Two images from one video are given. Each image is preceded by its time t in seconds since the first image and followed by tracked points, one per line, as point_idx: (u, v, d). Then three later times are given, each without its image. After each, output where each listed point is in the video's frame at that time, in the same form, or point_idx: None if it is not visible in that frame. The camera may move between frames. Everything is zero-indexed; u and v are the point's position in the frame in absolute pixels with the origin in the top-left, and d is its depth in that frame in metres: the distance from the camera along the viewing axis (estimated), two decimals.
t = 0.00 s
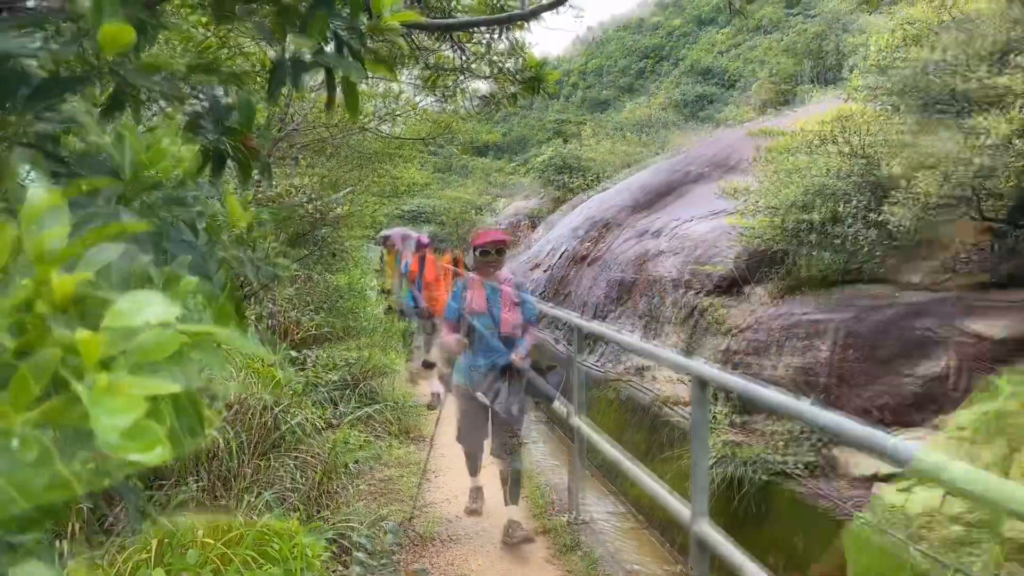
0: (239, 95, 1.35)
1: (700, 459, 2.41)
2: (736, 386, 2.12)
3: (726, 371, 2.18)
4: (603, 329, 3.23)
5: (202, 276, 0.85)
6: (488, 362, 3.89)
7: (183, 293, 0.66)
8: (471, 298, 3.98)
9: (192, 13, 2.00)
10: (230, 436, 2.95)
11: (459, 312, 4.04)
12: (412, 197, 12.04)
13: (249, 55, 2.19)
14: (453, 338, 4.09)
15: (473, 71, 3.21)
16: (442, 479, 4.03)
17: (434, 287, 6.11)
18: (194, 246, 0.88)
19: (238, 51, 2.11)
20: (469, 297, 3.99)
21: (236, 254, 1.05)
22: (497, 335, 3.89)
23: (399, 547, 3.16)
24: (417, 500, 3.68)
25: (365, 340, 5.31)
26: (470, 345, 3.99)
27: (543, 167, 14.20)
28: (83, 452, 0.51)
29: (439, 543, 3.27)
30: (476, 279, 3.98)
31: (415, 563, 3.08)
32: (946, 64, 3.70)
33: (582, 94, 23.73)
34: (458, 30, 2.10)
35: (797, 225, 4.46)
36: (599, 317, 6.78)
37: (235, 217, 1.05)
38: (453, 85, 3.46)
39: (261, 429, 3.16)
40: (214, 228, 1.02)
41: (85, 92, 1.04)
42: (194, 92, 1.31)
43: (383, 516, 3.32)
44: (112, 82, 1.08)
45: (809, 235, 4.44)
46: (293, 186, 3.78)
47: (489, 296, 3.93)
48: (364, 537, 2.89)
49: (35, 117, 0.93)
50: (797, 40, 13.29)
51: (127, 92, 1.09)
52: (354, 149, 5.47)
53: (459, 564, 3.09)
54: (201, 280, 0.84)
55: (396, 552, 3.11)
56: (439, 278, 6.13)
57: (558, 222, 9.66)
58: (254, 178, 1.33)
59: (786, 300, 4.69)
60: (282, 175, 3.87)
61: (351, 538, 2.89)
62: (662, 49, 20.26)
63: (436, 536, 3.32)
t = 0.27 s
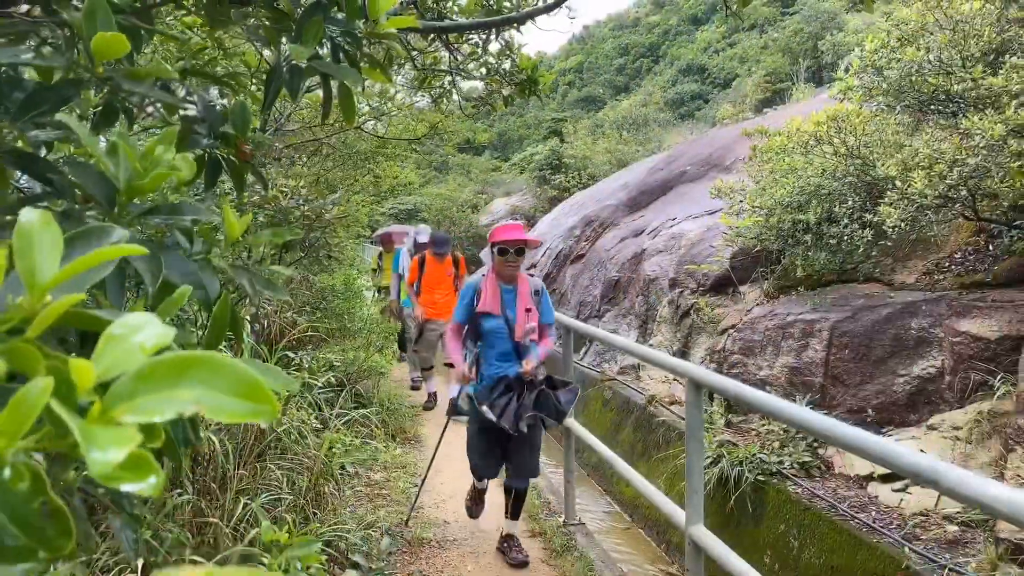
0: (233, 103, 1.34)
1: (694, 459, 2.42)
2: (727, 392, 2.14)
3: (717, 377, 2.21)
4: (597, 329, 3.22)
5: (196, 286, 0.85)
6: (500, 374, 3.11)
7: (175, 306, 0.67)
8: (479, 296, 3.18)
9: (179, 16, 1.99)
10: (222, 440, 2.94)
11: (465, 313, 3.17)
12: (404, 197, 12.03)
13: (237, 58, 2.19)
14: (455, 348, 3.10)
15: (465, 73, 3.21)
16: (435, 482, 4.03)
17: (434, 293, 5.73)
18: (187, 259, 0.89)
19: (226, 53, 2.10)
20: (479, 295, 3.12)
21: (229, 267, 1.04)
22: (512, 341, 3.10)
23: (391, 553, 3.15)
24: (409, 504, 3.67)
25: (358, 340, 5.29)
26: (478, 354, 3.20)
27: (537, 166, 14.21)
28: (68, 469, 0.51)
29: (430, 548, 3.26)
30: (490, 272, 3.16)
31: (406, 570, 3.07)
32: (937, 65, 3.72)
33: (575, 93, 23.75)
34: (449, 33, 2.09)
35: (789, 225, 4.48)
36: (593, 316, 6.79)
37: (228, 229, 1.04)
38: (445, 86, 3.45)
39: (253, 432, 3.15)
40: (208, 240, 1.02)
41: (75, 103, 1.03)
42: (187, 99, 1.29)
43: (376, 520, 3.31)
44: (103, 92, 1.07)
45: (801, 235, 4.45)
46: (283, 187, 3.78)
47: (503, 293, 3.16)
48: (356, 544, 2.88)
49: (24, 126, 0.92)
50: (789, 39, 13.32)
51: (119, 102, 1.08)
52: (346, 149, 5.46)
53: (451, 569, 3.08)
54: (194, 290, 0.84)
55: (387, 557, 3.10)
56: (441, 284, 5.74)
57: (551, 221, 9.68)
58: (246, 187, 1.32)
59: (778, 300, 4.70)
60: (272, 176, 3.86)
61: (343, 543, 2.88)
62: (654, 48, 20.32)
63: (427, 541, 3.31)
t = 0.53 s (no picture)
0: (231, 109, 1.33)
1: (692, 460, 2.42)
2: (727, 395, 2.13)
3: (715, 380, 2.20)
4: (594, 330, 3.22)
5: (194, 294, 0.84)
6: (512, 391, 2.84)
7: (175, 313, 0.70)
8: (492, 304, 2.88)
9: (176, 19, 1.99)
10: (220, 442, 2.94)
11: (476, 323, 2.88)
12: (402, 197, 12.00)
13: (234, 60, 2.19)
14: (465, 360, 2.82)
15: (463, 75, 3.21)
16: (433, 484, 4.03)
17: (442, 294, 5.35)
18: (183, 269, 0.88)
19: (223, 56, 2.10)
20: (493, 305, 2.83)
21: (225, 274, 1.03)
22: (528, 356, 2.83)
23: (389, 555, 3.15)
24: (407, 505, 3.66)
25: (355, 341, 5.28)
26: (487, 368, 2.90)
27: (535, 166, 14.20)
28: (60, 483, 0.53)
29: (428, 549, 3.26)
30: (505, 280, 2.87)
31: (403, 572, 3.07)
32: (934, 67, 3.73)
33: (573, 93, 23.73)
34: (447, 37, 2.10)
35: (787, 227, 4.48)
36: (591, 317, 6.80)
37: (224, 238, 1.04)
38: (443, 88, 3.45)
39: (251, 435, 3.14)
40: (206, 247, 1.02)
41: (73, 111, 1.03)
42: (185, 105, 1.28)
43: (373, 522, 3.30)
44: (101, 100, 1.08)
45: (799, 237, 4.46)
46: (281, 188, 3.77)
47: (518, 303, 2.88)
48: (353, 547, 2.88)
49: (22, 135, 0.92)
50: (787, 39, 13.34)
51: (117, 109, 1.08)
52: (343, 150, 5.45)
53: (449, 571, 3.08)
54: (192, 299, 0.83)
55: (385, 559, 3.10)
56: (449, 285, 5.37)
57: (548, 222, 9.68)
58: (244, 193, 1.32)
59: (775, 301, 4.71)
60: (270, 178, 3.85)
61: (341, 545, 2.87)
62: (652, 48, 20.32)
63: (425, 542, 3.31)
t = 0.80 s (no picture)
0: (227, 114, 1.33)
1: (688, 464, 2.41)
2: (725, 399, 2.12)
3: (714, 384, 2.19)
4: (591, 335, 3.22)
5: (192, 302, 0.83)
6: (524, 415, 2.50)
7: (174, 319, 0.70)
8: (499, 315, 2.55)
9: (171, 24, 1.98)
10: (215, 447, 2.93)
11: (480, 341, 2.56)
12: (396, 201, 11.99)
13: (229, 65, 2.18)
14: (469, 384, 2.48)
15: (459, 79, 3.21)
16: (429, 488, 4.02)
17: (443, 296, 5.04)
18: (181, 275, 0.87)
19: (219, 60, 2.09)
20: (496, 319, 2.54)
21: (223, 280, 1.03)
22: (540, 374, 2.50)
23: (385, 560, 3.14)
24: (403, 510, 3.65)
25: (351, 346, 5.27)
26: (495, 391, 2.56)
27: (530, 170, 14.21)
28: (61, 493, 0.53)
29: (424, 554, 3.25)
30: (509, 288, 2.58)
31: None
32: (927, 71, 3.76)
33: (568, 96, 23.78)
34: (443, 42, 2.10)
35: (782, 230, 4.49)
36: (586, 320, 6.80)
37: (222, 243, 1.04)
38: (438, 92, 3.44)
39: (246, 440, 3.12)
40: (204, 254, 1.02)
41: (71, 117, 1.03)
42: (182, 110, 1.28)
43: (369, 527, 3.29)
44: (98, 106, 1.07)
45: (793, 240, 4.47)
46: (276, 192, 3.77)
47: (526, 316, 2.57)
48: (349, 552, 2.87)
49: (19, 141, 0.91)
50: (780, 43, 13.40)
51: (115, 115, 1.08)
52: (338, 154, 5.44)
53: None
54: (191, 306, 0.83)
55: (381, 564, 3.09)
56: (451, 287, 5.06)
57: (544, 225, 9.69)
58: (241, 198, 1.32)
59: (770, 305, 4.72)
60: (265, 182, 3.84)
61: (337, 550, 2.86)
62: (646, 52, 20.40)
63: (421, 547, 3.30)
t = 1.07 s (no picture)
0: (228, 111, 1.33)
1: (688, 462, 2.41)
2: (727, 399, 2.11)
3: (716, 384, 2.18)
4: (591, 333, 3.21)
5: (192, 298, 0.83)
6: (547, 432, 2.35)
7: (174, 316, 0.70)
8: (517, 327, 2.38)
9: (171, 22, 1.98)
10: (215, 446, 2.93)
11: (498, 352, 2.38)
12: (396, 200, 11.98)
13: (229, 63, 2.18)
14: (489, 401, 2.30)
15: (459, 78, 3.21)
16: (429, 487, 4.02)
17: (445, 305, 4.67)
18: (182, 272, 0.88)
19: (218, 59, 2.09)
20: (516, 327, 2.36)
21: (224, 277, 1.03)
22: (563, 388, 2.34)
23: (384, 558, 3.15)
24: (402, 509, 3.65)
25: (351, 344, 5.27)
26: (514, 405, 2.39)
27: (530, 169, 14.21)
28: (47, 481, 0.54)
29: (423, 552, 3.26)
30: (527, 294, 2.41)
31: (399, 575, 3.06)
32: (928, 70, 3.76)
33: (568, 96, 23.78)
34: (443, 40, 2.10)
35: (782, 229, 4.49)
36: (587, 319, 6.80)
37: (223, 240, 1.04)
38: (438, 91, 3.44)
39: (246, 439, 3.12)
40: (204, 251, 1.02)
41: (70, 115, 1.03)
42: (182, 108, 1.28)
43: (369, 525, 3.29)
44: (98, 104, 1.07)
45: (794, 239, 4.47)
46: (276, 190, 3.77)
47: (545, 324, 2.41)
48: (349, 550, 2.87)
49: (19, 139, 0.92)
50: (781, 43, 13.39)
51: (114, 113, 1.08)
52: (339, 153, 5.44)
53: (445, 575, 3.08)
54: (191, 302, 0.83)
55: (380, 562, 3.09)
56: (453, 295, 4.68)
57: (544, 224, 9.69)
58: (241, 196, 1.32)
59: (770, 304, 4.72)
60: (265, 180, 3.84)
61: (337, 549, 2.87)
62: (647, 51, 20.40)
63: (421, 546, 3.31)
